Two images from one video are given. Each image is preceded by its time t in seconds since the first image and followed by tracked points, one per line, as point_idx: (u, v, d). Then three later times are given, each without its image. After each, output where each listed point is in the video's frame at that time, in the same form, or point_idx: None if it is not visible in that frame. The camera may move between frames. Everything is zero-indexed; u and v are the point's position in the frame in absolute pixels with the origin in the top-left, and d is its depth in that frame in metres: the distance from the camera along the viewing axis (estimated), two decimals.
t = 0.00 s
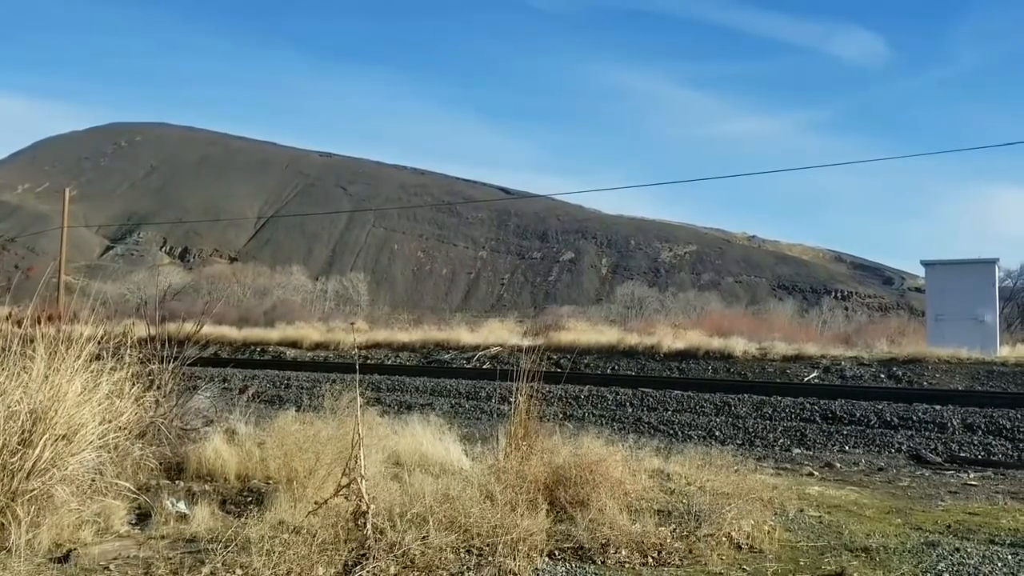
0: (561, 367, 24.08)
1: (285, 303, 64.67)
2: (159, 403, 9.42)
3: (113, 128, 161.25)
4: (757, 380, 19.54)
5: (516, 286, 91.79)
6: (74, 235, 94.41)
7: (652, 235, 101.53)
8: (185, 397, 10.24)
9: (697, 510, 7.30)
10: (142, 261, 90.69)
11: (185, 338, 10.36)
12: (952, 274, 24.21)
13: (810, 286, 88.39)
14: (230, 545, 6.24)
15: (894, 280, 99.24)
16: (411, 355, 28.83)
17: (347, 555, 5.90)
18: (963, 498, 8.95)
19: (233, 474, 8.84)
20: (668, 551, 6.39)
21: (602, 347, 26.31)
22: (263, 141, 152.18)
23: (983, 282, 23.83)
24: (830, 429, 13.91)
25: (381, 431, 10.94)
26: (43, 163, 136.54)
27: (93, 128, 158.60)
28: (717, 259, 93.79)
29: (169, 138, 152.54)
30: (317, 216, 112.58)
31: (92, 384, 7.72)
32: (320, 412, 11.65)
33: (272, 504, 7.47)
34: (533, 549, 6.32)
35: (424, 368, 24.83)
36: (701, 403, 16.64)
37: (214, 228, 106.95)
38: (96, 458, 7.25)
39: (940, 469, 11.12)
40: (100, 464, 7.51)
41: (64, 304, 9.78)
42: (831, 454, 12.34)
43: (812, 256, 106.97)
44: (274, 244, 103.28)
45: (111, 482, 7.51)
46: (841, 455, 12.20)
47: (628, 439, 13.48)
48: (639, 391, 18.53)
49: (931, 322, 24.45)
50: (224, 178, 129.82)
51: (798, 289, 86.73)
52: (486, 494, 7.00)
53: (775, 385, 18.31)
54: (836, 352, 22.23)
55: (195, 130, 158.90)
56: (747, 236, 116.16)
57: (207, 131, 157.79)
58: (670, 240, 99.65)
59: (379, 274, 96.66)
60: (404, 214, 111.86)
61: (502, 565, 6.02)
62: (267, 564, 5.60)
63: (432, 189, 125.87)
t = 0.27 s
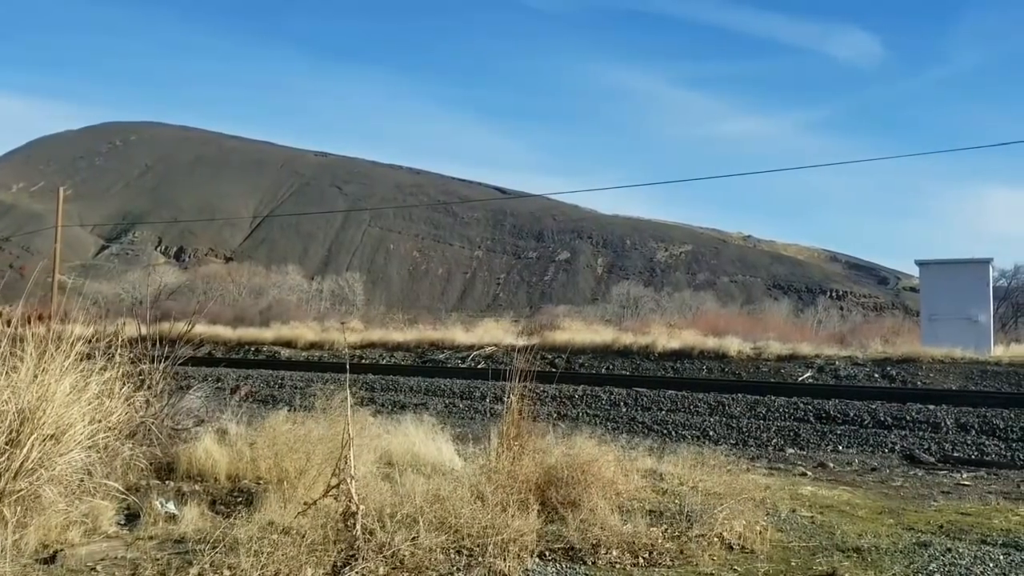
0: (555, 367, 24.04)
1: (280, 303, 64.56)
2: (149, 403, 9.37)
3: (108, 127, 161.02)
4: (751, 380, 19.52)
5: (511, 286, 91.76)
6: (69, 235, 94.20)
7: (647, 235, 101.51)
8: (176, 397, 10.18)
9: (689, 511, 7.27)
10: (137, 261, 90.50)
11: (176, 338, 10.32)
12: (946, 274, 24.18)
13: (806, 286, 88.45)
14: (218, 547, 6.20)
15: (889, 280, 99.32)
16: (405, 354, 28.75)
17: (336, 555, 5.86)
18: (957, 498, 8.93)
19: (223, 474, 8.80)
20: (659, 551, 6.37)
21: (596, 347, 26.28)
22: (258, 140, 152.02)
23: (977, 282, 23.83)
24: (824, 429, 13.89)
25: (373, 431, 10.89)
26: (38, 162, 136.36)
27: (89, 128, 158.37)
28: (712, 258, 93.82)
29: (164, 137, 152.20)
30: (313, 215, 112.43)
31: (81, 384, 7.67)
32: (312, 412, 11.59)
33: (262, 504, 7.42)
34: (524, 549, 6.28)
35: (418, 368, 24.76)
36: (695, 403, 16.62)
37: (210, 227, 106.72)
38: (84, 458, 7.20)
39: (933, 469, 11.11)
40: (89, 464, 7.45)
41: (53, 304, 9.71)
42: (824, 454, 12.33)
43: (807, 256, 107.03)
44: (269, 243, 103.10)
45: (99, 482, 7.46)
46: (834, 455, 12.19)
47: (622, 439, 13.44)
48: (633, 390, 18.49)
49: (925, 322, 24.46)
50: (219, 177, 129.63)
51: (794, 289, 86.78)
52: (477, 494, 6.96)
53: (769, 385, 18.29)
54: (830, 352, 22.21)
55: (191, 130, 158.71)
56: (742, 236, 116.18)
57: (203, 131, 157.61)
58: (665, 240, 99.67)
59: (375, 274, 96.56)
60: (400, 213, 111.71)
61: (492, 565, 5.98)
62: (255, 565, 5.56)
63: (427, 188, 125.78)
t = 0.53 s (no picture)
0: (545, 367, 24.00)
1: (272, 302, 64.38)
2: (131, 402, 9.27)
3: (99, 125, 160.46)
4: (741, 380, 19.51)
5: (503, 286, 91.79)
6: (59, 233, 93.78)
7: (639, 235, 101.59)
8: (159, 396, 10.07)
9: (674, 511, 7.24)
10: (128, 260, 90.15)
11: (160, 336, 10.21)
12: (935, 274, 24.14)
13: (797, 286, 88.69)
14: (197, 547, 6.12)
15: (879, 280, 99.66)
16: (395, 354, 28.64)
17: (317, 556, 5.79)
18: (943, 498, 8.92)
19: (206, 474, 8.71)
20: (644, 552, 6.31)
21: (586, 346, 26.23)
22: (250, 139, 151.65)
23: (965, 282, 23.82)
24: (812, 429, 13.87)
25: (359, 431, 10.82)
26: (28, 160, 135.82)
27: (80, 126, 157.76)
28: (704, 258, 93.96)
29: (155, 135, 151.74)
30: (304, 214, 112.17)
31: (61, 383, 7.57)
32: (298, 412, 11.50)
33: (244, 505, 7.34)
34: (507, 550, 6.22)
35: (408, 368, 24.66)
36: (684, 403, 16.60)
37: (201, 226, 106.29)
38: (63, 458, 7.10)
39: (921, 469, 11.11)
40: (68, 465, 7.35)
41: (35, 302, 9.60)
42: (812, 453, 12.31)
43: (798, 256, 107.32)
44: (260, 242, 102.84)
45: (79, 482, 7.36)
46: (822, 455, 12.18)
47: (610, 438, 13.40)
48: (622, 390, 18.45)
49: (914, 323, 24.52)
50: (210, 176, 129.23)
51: (784, 289, 86.99)
52: (460, 494, 6.90)
53: (758, 384, 18.28)
54: (820, 352, 22.21)
55: (182, 128, 158.23)
56: (733, 236, 116.41)
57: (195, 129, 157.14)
58: (657, 240, 99.78)
59: (366, 273, 96.41)
60: (391, 213, 111.51)
61: (475, 566, 5.91)
62: (234, 566, 5.48)
63: (419, 188, 125.62)
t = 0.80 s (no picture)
0: (534, 366, 23.94)
1: (263, 302, 64.15)
2: (113, 402, 9.18)
3: (89, 123, 159.74)
4: (730, 379, 19.48)
5: (495, 286, 91.74)
6: (48, 232, 93.28)
7: (631, 234, 101.62)
8: (141, 395, 9.98)
9: (658, 511, 7.20)
10: (118, 258, 89.75)
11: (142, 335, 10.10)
12: (924, 274, 24.16)
13: (787, 285, 88.90)
14: (174, 548, 6.06)
15: (869, 280, 99.98)
16: (384, 354, 28.51)
17: (295, 557, 5.71)
18: (928, 498, 8.90)
19: (187, 474, 8.62)
20: (626, 552, 6.26)
21: (576, 345, 26.14)
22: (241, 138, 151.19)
23: (954, 282, 23.88)
24: (800, 428, 13.85)
25: (344, 431, 10.73)
26: (18, 158, 135.09)
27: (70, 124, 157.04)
28: (695, 258, 94.05)
29: (146, 133, 151.13)
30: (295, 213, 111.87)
31: (40, 382, 7.48)
32: (283, 411, 11.40)
33: (224, 506, 7.25)
34: (489, 551, 6.15)
35: (396, 367, 24.54)
36: (672, 401, 16.58)
37: (191, 225, 105.86)
38: (40, 459, 6.98)
39: (908, 469, 11.09)
40: (46, 465, 7.26)
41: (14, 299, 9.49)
42: (799, 452, 12.30)
43: (788, 256, 107.57)
44: (251, 241, 102.52)
45: (56, 483, 7.26)
46: (809, 454, 12.15)
47: (598, 438, 13.35)
48: (611, 389, 18.41)
49: (902, 322, 24.49)
50: (201, 175, 128.80)
51: (775, 289, 87.17)
52: (444, 494, 6.83)
53: (746, 384, 18.26)
54: (809, 351, 22.19)
55: (173, 127, 157.68)
56: (724, 236, 116.55)
57: (186, 128, 156.59)
58: (648, 240, 99.86)
59: (358, 272, 96.19)
60: (383, 212, 111.25)
61: (455, 568, 5.83)
62: (211, 567, 5.40)
63: (410, 187, 125.40)
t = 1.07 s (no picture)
0: (520, 365, 23.86)
1: (250, 301, 63.88)
2: (86, 402, 9.03)
3: (76, 122, 158.82)
4: (714, 379, 19.45)
5: (483, 286, 91.70)
6: (33, 230, 92.61)
7: (619, 234, 101.71)
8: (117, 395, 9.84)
9: (636, 512, 7.13)
10: (104, 258, 89.20)
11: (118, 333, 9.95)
12: (908, 275, 24.09)
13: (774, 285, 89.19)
14: (143, 551, 5.93)
15: (856, 280, 100.43)
16: (369, 353, 28.38)
17: (266, 560, 5.61)
18: (909, 497, 8.87)
19: (161, 475, 8.50)
20: (603, 554, 6.19)
21: (561, 344, 26.07)
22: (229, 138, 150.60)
23: (938, 284, 23.83)
24: (783, 427, 13.83)
25: (322, 431, 10.62)
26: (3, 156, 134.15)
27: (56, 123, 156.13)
28: (683, 258, 94.23)
29: (133, 132, 150.37)
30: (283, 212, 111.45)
31: (9, 382, 7.33)
32: (261, 411, 11.28)
33: (196, 507, 7.14)
34: (464, 553, 6.05)
35: (381, 367, 24.42)
36: (656, 401, 16.52)
37: (178, 224, 105.33)
38: (7, 459, 6.84)
39: (889, 468, 11.07)
40: (15, 466, 7.12)
41: None
42: (782, 451, 12.27)
43: (775, 256, 107.93)
44: (238, 240, 102.09)
45: (26, 485, 7.12)
46: (791, 453, 12.13)
47: (581, 437, 13.28)
48: (595, 388, 18.34)
49: (886, 322, 24.54)
50: (188, 173, 128.16)
51: (762, 289, 87.44)
52: (419, 495, 6.74)
53: (730, 383, 18.23)
54: (794, 350, 22.21)
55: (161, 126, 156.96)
56: (712, 235, 116.84)
57: (173, 126, 155.90)
58: (636, 239, 99.98)
59: (346, 272, 95.92)
60: (371, 211, 110.96)
61: (429, 569, 5.73)
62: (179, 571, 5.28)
63: (398, 186, 125.15)
